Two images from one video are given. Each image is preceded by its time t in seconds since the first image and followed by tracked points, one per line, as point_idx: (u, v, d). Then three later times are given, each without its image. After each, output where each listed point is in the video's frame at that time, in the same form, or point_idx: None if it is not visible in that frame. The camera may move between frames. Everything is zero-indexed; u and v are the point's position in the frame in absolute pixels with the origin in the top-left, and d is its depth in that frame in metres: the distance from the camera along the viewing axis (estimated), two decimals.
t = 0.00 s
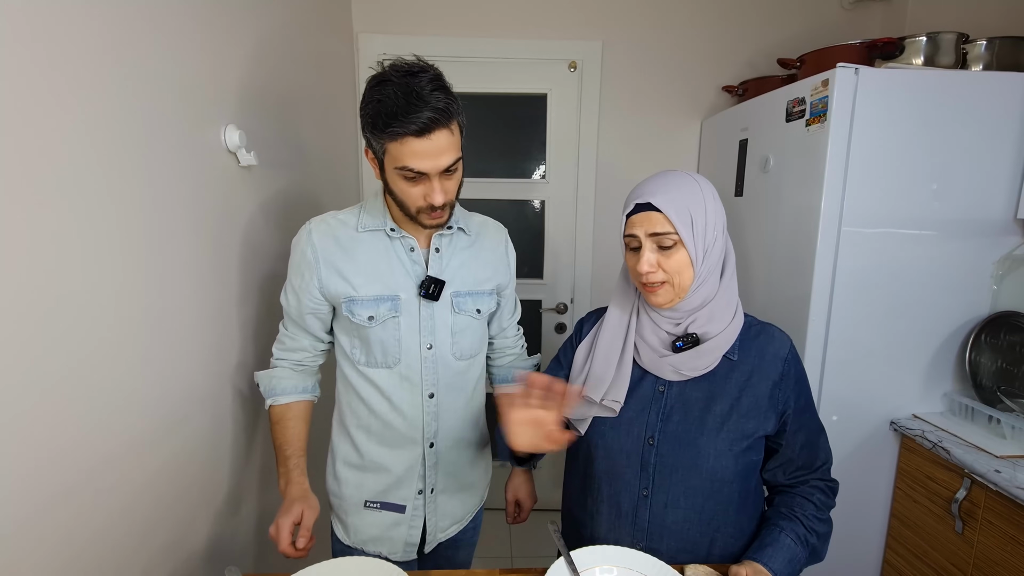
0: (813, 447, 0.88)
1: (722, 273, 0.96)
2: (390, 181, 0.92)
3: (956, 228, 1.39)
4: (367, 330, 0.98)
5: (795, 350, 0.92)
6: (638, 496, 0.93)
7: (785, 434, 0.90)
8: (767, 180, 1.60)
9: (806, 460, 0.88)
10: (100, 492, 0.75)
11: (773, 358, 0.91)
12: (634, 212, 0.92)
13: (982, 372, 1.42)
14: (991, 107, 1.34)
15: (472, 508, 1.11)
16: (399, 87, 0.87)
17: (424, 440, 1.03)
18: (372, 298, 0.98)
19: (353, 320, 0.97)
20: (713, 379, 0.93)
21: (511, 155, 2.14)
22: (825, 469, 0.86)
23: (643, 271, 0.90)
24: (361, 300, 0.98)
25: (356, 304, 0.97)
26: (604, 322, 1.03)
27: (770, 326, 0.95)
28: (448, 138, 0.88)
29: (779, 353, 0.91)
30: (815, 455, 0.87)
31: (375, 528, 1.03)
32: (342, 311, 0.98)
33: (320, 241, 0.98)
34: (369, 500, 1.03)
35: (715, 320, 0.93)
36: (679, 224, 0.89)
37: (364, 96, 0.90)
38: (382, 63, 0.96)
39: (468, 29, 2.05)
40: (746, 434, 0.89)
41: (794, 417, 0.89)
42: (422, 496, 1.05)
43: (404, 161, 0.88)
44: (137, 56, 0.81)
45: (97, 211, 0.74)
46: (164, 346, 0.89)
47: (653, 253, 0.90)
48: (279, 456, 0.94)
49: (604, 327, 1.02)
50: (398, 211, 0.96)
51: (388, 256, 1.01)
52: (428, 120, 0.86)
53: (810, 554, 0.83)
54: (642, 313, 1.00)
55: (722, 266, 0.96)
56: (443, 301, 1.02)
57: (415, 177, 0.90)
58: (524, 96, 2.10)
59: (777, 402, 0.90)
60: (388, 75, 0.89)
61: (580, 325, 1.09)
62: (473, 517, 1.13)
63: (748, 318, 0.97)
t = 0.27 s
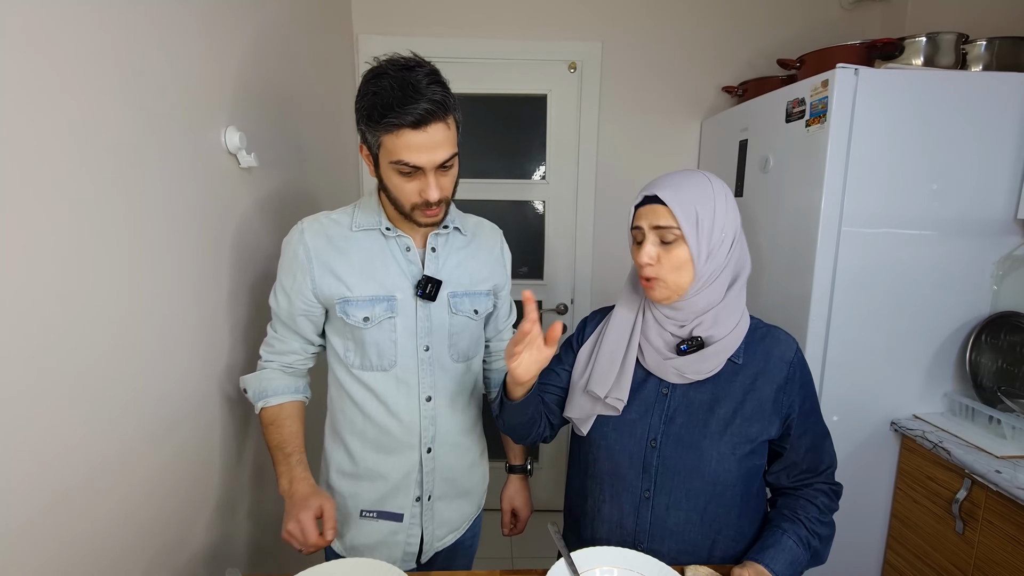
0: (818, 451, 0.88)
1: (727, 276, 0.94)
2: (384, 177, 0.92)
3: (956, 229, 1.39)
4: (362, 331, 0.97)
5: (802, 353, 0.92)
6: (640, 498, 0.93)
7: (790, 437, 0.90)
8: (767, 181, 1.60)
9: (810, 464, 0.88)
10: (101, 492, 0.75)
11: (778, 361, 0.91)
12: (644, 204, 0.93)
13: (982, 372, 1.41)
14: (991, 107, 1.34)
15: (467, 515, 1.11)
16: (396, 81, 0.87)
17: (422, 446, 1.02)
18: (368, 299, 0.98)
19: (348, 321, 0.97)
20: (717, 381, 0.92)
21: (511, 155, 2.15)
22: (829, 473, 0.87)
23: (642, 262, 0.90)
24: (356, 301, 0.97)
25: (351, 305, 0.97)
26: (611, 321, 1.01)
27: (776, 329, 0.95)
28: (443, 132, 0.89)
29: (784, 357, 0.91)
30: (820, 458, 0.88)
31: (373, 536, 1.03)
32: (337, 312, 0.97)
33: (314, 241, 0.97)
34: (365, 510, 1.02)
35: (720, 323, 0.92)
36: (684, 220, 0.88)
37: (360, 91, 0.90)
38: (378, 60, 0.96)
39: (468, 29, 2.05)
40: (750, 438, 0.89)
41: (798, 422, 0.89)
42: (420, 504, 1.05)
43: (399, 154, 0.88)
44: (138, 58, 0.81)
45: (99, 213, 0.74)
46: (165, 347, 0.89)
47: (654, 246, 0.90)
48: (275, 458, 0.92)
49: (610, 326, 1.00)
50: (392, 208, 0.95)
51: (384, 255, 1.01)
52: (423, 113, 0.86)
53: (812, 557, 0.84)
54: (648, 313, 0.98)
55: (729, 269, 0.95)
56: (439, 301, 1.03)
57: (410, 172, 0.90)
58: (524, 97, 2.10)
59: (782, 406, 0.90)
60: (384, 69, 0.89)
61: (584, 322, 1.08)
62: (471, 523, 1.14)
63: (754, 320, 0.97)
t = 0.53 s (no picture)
0: (827, 457, 0.87)
1: (731, 276, 0.93)
2: (381, 175, 0.92)
3: (957, 229, 1.39)
4: (360, 333, 0.97)
5: (809, 357, 0.91)
6: (640, 499, 0.93)
7: (796, 442, 0.89)
8: (768, 181, 1.61)
9: (818, 469, 0.87)
10: (99, 492, 0.75)
11: (785, 365, 0.91)
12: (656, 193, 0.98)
13: (983, 372, 1.41)
14: (992, 107, 1.34)
15: (468, 525, 1.11)
16: (392, 77, 0.88)
17: (422, 453, 1.02)
18: (366, 300, 0.98)
19: (345, 323, 0.96)
20: (721, 384, 0.92)
21: (512, 156, 2.15)
22: (838, 478, 0.87)
23: (643, 246, 0.94)
24: (353, 302, 0.97)
25: (348, 306, 0.96)
26: (617, 319, 1.03)
27: (785, 332, 0.94)
28: (440, 128, 0.89)
29: (793, 362, 0.91)
30: (829, 464, 0.87)
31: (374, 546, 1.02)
32: (333, 314, 0.96)
33: (308, 243, 0.96)
34: (366, 521, 1.02)
35: (725, 324, 0.92)
36: (684, 208, 0.91)
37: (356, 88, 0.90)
38: (373, 57, 0.96)
39: (467, 30, 2.05)
40: (754, 444, 0.89)
41: (805, 428, 0.89)
42: (421, 514, 1.05)
43: (396, 151, 0.88)
44: (133, 59, 0.82)
45: (94, 213, 0.75)
46: (161, 347, 0.89)
47: (656, 233, 0.94)
48: (279, 455, 0.87)
49: (615, 326, 1.02)
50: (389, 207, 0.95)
51: (381, 256, 1.00)
52: (420, 108, 0.86)
53: (818, 560, 0.84)
54: (656, 309, 0.99)
55: (735, 269, 0.93)
56: (439, 303, 1.03)
57: (408, 169, 0.90)
58: (524, 97, 2.10)
59: (787, 410, 0.90)
60: (381, 66, 0.90)
61: (592, 321, 1.10)
62: (472, 532, 1.14)
63: (762, 325, 0.97)
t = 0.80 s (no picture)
0: (832, 459, 0.87)
1: (733, 277, 0.93)
2: (381, 172, 0.92)
3: (956, 230, 1.39)
4: (363, 335, 0.97)
5: (812, 358, 0.91)
6: (637, 493, 0.94)
7: (800, 443, 0.89)
8: (768, 182, 1.61)
9: (824, 471, 0.87)
10: (99, 492, 0.76)
11: (787, 365, 0.91)
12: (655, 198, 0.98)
13: (983, 372, 1.41)
14: (992, 108, 1.34)
15: (469, 527, 1.12)
16: (398, 74, 0.88)
17: (426, 455, 1.03)
18: (367, 302, 0.98)
19: (346, 325, 0.96)
20: (717, 382, 0.93)
21: (512, 157, 2.15)
22: (844, 480, 0.86)
23: (645, 252, 0.95)
24: (354, 304, 0.97)
25: (349, 308, 0.97)
26: (622, 317, 1.04)
27: (787, 334, 0.94)
28: (444, 127, 0.89)
29: (794, 362, 0.91)
30: (834, 466, 0.86)
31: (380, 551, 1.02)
32: (334, 316, 0.96)
33: (305, 244, 0.96)
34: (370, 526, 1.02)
35: (728, 324, 0.92)
36: (684, 214, 0.91)
37: (358, 83, 0.90)
38: (375, 54, 0.96)
39: (468, 31, 2.06)
40: (750, 443, 0.89)
41: (806, 429, 0.89)
42: (426, 517, 1.05)
43: (400, 149, 0.88)
44: (133, 62, 0.82)
45: (97, 215, 0.75)
46: (161, 347, 0.90)
47: (658, 239, 0.95)
48: (279, 460, 0.86)
49: (620, 323, 1.03)
50: (389, 206, 0.95)
51: (381, 257, 1.01)
52: (426, 106, 0.87)
53: (822, 562, 0.83)
54: (660, 308, 0.99)
55: (737, 271, 0.93)
56: (440, 303, 1.04)
57: (411, 168, 0.90)
58: (525, 98, 2.11)
59: (786, 411, 0.90)
60: (385, 62, 0.90)
61: (599, 318, 1.11)
62: (474, 535, 1.14)
63: (764, 326, 0.96)
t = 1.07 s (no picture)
0: (833, 457, 0.87)
1: (735, 276, 0.93)
2: (384, 168, 0.92)
3: (957, 230, 1.39)
4: (367, 334, 0.97)
5: (814, 354, 0.92)
6: (644, 494, 0.94)
7: (802, 440, 0.89)
8: (769, 182, 1.61)
9: (825, 469, 0.87)
10: (100, 492, 0.76)
11: (789, 362, 0.91)
12: (660, 197, 0.97)
13: (984, 373, 1.41)
14: (993, 108, 1.34)
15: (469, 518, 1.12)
16: (403, 71, 0.88)
17: (429, 450, 1.03)
18: (370, 300, 0.98)
19: (350, 324, 0.96)
20: (723, 381, 0.93)
21: (513, 157, 2.15)
22: (844, 479, 0.86)
23: (649, 251, 0.94)
24: (357, 303, 0.97)
25: (352, 307, 0.97)
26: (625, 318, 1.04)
27: (789, 331, 0.95)
28: (448, 124, 0.89)
29: (798, 359, 0.91)
30: (835, 464, 0.87)
31: (384, 545, 1.02)
32: (338, 315, 0.96)
33: (307, 242, 0.96)
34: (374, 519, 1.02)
35: (731, 324, 0.92)
36: (691, 215, 0.91)
37: (363, 79, 0.90)
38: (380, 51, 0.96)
39: (468, 31, 2.06)
40: (756, 441, 0.89)
41: (809, 426, 0.89)
42: (428, 509, 1.05)
43: (404, 145, 0.88)
44: (134, 63, 0.82)
45: (97, 216, 0.75)
46: (162, 347, 0.90)
47: (662, 239, 0.94)
48: (275, 461, 0.86)
49: (623, 323, 1.02)
50: (391, 203, 0.95)
51: (382, 255, 1.01)
52: (430, 104, 0.87)
53: (823, 561, 0.84)
54: (663, 308, 0.99)
55: (740, 271, 0.94)
56: (442, 301, 1.04)
57: (414, 164, 0.90)
58: (525, 99, 2.11)
59: (791, 408, 0.90)
60: (391, 59, 0.90)
61: (599, 318, 1.11)
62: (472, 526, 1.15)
63: (767, 323, 0.97)
